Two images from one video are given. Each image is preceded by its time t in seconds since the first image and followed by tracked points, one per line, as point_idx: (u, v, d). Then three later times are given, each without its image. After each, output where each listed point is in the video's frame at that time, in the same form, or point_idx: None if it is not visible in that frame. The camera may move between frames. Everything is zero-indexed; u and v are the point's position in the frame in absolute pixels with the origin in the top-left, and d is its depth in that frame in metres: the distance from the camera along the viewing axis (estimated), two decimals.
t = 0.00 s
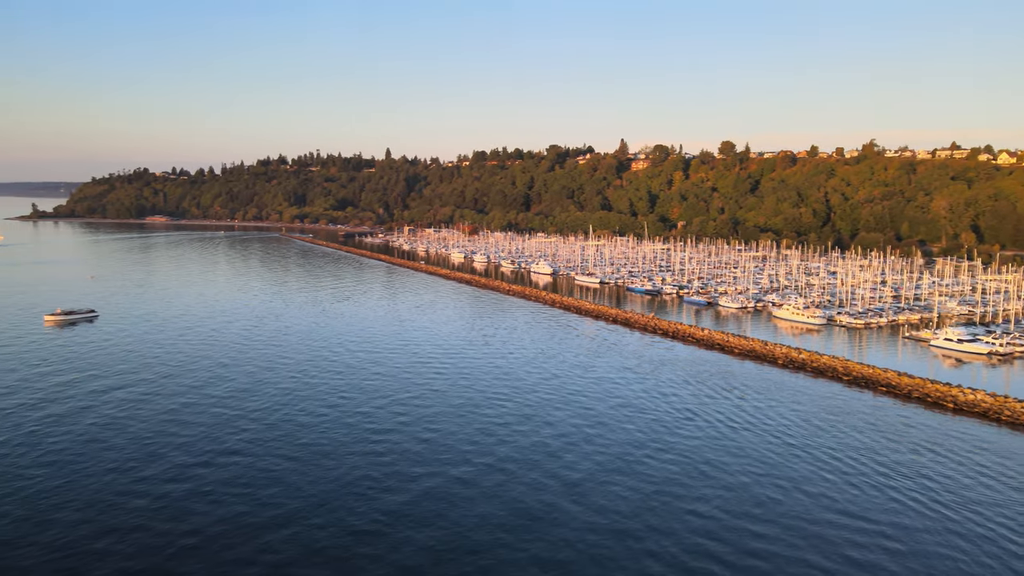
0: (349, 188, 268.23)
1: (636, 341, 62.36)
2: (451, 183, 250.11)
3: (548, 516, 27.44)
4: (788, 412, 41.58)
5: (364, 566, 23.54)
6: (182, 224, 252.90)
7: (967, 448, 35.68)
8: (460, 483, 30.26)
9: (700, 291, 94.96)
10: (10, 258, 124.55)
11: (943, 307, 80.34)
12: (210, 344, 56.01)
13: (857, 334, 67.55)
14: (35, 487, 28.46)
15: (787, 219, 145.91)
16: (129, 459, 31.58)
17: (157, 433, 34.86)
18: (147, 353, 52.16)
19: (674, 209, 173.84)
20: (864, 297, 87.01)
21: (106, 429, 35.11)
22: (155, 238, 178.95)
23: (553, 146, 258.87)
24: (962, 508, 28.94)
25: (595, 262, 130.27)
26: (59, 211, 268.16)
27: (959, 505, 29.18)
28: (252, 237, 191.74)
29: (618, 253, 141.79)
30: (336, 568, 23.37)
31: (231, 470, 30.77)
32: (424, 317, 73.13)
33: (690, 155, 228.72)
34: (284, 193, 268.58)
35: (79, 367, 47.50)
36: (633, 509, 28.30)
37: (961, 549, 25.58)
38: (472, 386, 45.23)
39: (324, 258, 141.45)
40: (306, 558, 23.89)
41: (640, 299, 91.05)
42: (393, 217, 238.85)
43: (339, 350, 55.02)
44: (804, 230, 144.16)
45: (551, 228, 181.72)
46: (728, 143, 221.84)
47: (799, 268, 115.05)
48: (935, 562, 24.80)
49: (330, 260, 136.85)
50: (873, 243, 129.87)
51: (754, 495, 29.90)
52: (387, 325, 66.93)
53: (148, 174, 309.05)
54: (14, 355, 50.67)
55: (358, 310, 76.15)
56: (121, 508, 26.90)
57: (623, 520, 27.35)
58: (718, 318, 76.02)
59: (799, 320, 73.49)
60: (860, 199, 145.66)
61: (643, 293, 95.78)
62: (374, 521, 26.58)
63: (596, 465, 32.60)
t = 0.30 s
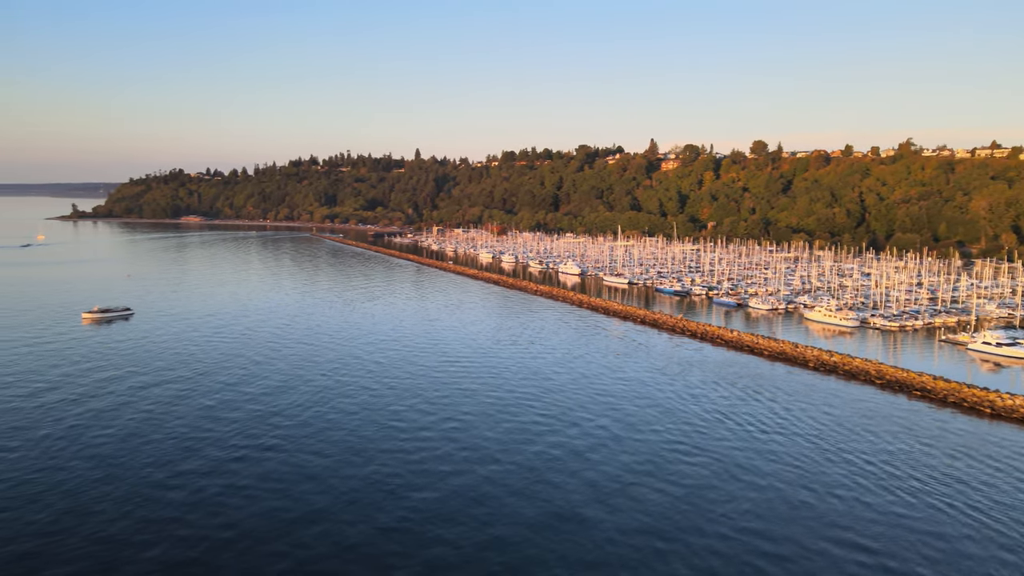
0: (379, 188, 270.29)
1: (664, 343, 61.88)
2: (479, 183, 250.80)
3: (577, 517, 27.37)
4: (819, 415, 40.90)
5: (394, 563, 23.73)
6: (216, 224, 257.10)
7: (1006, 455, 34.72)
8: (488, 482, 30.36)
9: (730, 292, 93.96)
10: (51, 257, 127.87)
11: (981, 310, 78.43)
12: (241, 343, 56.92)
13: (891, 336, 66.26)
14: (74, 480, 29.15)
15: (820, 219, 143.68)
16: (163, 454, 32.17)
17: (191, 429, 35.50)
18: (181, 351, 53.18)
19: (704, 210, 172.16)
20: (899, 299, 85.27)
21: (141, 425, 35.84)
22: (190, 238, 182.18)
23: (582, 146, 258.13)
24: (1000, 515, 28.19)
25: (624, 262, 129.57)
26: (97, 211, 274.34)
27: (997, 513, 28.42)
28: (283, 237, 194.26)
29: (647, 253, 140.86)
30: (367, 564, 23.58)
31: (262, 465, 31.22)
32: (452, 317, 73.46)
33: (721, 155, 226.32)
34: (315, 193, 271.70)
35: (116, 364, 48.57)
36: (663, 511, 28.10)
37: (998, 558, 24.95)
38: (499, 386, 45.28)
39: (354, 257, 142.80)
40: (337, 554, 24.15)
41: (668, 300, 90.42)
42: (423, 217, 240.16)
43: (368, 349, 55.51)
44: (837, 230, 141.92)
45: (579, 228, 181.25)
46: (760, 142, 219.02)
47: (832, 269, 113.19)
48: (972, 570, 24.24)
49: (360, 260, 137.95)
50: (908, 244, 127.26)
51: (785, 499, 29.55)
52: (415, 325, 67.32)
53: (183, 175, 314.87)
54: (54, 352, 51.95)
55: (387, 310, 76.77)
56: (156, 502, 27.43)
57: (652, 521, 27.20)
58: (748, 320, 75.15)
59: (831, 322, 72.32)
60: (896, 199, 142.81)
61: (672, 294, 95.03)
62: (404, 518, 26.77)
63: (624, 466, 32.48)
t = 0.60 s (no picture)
0: (408, 189, 272.06)
1: (692, 344, 61.37)
2: (509, 184, 251.10)
3: (604, 518, 27.24)
4: (852, 419, 40.16)
5: (421, 560, 23.86)
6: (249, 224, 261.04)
7: None
8: (515, 481, 30.39)
9: (761, 293, 92.76)
10: (89, 256, 131.00)
11: (1022, 313, 76.35)
12: (272, 341, 57.67)
13: (927, 340, 64.81)
14: (110, 474, 29.79)
15: (855, 220, 141.28)
16: (195, 450, 32.70)
17: (222, 426, 36.07)
18: (214, 349, 54.07)
19: (734, 210, 170.17)
20: (936, 302, 83.42)
21: (175, 421, 36.52)
22: (223, 238, 185.14)
23: (612, 146, 257.00)
24: None
25: (653, 263, 128.72)
26: (134, 212, 280.35)
27: None
28: (314, 237, 196.68)
29: (676, 254, 139.79)
30: (395, 561, 23.75)
31: (292, 462, 31.62)
32: (480, 317, 73.63)
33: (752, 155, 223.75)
34: (346, 193, 274.53)
35: (150, 362, 49.53)
36: (691, 514, 27.85)
37: None
38: (524, 387, 45.28)
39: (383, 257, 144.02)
40: (365, 551, 24.34)
41: (698, 301, 89.58)
42: (451, 217, 241.13)
43: (396, 348, 55.87)
44: (872, 231, 139.48)
45: (608, 229, 180.59)
46: (793, 142, 215.96)
47: (866, 270, 111.23)
48: None
49: (389, 260, 138.91)
50: (946, 245, 124.53)
51: (815, 503, 29.11)
52: (442, 325, 67.60)
53: (217, 175, 320.42)
54: (92, 349, 53.20)
55: (415, 310, 77.24)
56: (189, 497, 27.92)
57: (681, 524, 26.98)
58: (779, 322, 74.13)
59: (864, 325, 71.04)
60: (934, 199, 139.72)
61: (701, 295, 94.19)
62: (432, 517, 26.93)
63: (653, 468, 32.26)
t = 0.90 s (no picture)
0: (437, 189, 273.26)
1: (722, 346, 60.68)
2: (538, 184, 251.03)
3: (634, 520, 26.99)
4: (885, 423, 39.35)
5: (450, 558, 23.88)
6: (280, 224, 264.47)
7: None
8: (544, 482, 30.25)
9: (793, 295, 91.38)
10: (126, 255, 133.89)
11: None
12: (301, 340, 58.31)
13: (964, 343, 63.28)
14: (146, 469, 30.33)
15: (890, 220, 138.51)
16: (227, 446, 33.17)
17: (253, 423, 36.51)
18: (244, 348, 54.81)
19: (766, 211, 167.88)
20: (974, 304, 81.38)
21: (207, 418, 37.05)
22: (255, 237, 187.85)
23: (641, 146, 255.30)
24: None
25: (683, 264, 127.59)
26: (169, 211, 285.73)
27: None
28: (345, 237, 198.57)
29: (706, 255, 138.36)
30: (425, 559, 23.81)
31: (322, 460, 31.86)
32: (507, 317, 73.69)
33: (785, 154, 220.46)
34: (376, 193, 276.75)
35: (182, 360, 50.36)
36: (723, 516, 27.46)
37: None
38: (551, 387, 45.12)
39: (412, 257, 144.84)
40: (395, 549, 24.40)
41: (728, 302, 88.52)
42: (480, 217, 241.68)
43: (423, 349, 56.06)
44: (909, 232, 136.62)
45: (637, 229, 179.53)
46: (827, 141, 212.36)
47: (901, 272, 108.95)
48: None
49: (418, 260, 139.64)
50: (986, 246, 121.42)
51: (850, 508, 28.53)
52: (470, 325, 67.70)
53: (250, 176, 325.33)
54: (127, 347, 54.27)
55: (443, 310, 77.53)
56: (223, 493, 28.26)
57: (713, 527, 26.60)
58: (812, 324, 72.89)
59: (898, 328, 69.61)
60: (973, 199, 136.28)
61: (731, 297, 93.12)
62: (461, 516, 26.91)
63: (683, 471, 31.88)
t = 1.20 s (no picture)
0: (466, 189, 274.13)
1: (751, 348, 59.96)
2: (567, 184, 250.45)
3: (662, 522, 26.79)
4: (921, 428, 38.47)
5: (477, 557, 23.93)
6: (312, 224, 267.81)
7: None
8: (571, 482, 30.18)
9: (825, 297, 89.93)
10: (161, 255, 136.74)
11: None
12: (330, 340, 58.90)
13: (1002, 347, 61.76)
14: (179, 465, 30.82)
15: (927, 220, 135.55)
16: (257, 443, 33.62)
17: (283, 421, 36.96)
18: (274, 347, 55.53)
19: (799, 211, 165.38)
20: (1014, 307, 79.27)
21: (237, 415, 37.60)
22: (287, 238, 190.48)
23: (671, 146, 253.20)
24: None
25: (713, 264, 126.27)
26: (204, 212, 291.07)
27: None
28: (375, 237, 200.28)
29: (737, 256, 136.82)
30: (453, 557, 23.89)
31: (349, 457, 32.16)
32: (535, 318, 73.67)
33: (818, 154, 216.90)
34: (405, 194, 278.55)
35: (215, 358, 51.11)
36: (753, 519, 27.13)
37: None
38: (578, 388, 44.91)
39: (441, 257, 145.56)
40: (422, 546, 24.53)
41: (758, 304, 87.40)
42: (509, 217, 241.97)
43: (450, 348, 56.22)
44: (946, 233, 133.55)
45: (667, 230, 178.22)
46: (862, 141, 208.46)
47: (938, 274, 106.63)
48: None
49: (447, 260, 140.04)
50: None
51: (883, 513, 28.01)
52: (498, 325, 67.69)
53: (282, 177, 329.81)
54: (162, 345, 55.24)
55: (470, 310, 77.75)
56: (254, 489, 28.66)
57: (742, 530, 26.30)
58: (845, 327, 71.58)
59: (934, 330, 68.12)
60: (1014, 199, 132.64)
61: (762, 298, 91.91)
62: (488, 514, 26.98)
63: (711, 473, 31.56)
